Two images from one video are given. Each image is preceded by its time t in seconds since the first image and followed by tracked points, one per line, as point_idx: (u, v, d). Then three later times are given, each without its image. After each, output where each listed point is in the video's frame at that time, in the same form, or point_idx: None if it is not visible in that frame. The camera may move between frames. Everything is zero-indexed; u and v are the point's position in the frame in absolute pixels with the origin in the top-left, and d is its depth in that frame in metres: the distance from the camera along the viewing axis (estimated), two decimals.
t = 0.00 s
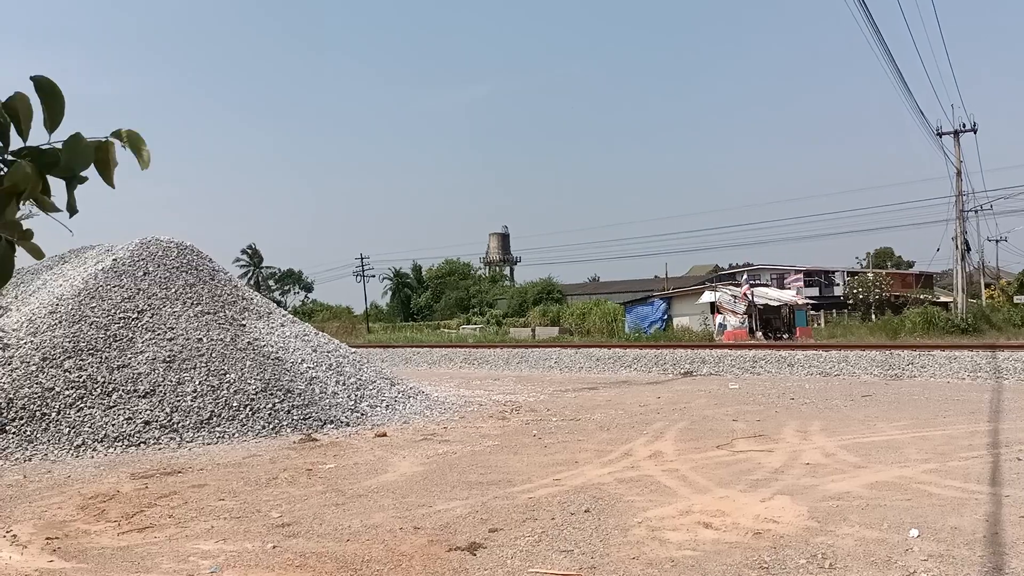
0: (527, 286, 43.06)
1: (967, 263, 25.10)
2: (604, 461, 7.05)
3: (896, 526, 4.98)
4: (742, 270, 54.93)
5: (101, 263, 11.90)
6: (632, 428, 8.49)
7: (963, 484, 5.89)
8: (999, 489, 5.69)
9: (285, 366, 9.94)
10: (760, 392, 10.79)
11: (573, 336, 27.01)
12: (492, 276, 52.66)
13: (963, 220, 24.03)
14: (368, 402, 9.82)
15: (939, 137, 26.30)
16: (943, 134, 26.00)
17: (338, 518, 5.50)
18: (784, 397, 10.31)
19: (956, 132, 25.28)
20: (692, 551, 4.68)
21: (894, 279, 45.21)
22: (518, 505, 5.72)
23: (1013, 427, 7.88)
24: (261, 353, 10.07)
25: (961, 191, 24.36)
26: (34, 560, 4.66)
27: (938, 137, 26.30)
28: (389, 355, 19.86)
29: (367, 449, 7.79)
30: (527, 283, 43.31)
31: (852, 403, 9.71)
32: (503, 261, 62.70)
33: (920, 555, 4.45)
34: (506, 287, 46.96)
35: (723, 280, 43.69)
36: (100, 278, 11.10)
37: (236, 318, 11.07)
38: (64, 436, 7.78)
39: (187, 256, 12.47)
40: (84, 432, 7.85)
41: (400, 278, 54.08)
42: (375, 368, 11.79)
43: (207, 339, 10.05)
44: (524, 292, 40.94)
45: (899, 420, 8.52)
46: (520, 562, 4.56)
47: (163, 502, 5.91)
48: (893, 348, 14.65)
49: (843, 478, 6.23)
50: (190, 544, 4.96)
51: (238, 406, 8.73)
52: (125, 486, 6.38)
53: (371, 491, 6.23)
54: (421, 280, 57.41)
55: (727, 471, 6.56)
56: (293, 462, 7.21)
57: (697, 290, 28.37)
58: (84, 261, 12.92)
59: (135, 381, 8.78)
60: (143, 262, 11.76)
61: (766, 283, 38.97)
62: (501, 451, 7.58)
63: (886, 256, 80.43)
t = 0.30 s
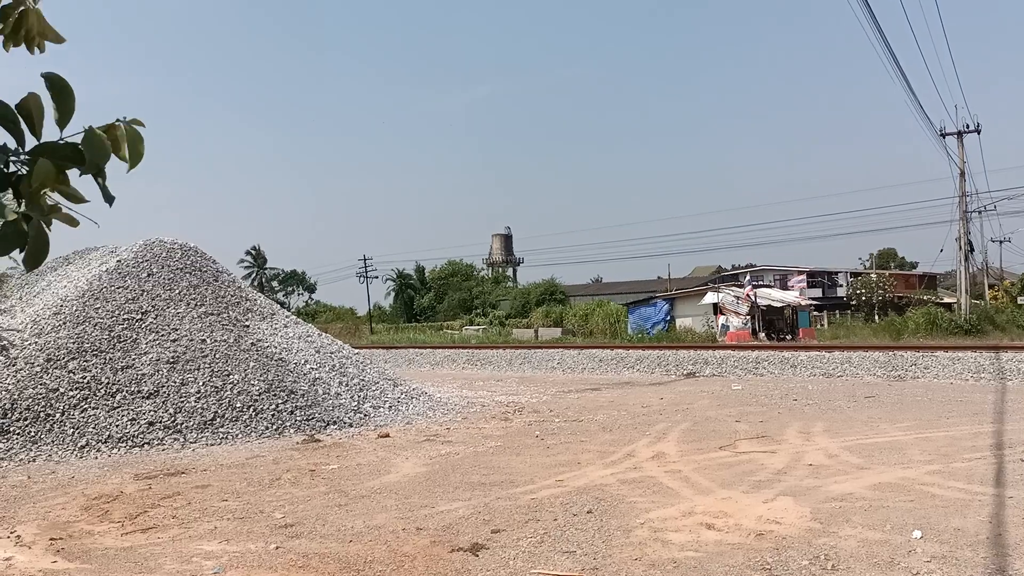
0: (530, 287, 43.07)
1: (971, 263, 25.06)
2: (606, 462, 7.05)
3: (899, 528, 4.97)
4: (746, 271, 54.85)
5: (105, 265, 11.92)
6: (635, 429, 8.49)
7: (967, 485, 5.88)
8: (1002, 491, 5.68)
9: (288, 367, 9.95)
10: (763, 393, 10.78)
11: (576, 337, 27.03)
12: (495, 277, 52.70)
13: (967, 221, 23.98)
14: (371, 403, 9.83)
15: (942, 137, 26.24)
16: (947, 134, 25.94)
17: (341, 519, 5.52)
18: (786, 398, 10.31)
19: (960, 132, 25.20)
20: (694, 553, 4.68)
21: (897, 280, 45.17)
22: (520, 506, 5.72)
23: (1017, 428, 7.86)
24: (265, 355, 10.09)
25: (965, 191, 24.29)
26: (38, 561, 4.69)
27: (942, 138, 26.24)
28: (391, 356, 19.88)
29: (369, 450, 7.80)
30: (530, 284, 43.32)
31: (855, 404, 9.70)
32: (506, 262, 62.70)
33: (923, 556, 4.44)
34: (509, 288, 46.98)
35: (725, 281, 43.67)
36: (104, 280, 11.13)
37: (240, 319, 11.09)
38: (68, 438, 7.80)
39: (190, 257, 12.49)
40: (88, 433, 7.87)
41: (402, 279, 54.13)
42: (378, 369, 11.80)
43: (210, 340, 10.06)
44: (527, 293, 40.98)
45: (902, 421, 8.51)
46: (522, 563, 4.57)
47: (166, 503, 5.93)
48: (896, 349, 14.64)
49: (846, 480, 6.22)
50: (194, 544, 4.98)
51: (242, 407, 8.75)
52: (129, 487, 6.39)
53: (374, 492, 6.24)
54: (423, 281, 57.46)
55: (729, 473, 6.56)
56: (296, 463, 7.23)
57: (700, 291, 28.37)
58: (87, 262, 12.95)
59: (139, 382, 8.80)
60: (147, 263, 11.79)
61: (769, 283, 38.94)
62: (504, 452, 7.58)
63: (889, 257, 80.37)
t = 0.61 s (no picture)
0: (529, 288, 43.07)
1: (971, 264, 25.03)
2: (606, 463, 7.04)
3: (898, 528, 4.96)
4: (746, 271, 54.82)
5: (103, 266, 11.90)
6: (635, 430, 8.48)
7: (967, 486, 5.87)
8: (1003, 492, 5.67)
9: (287, 368, 9.94)
10: (763, 394, 10.77)
11: (576, 337, 27.04)
12: (495, 278, 52.67)
13: (966, 221, 23.96)
14: (370, 404, 9.82)
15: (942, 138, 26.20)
16: (947, 134, 25.90)
17: (340, 520, 5.51)
18: (786, 399, 10.29)
19: (959, 133, 25.16)
20: (694, 554, 4.67)
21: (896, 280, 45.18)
22: (520, 507, 5.72)
23: (1016, 428, 7.85)
24: (264, 356, 10.07)
25: (965, 192, 24.25)
26: (36, 562, 4.68)
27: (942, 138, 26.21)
28: (391, 357, 19.88)
29: (369, 451, 7.79)
30: (529, 285, 43.31)
31: (855, 405, 9.68)
32: (506, 263, 62.69)
33: (923, 557, 4.44)
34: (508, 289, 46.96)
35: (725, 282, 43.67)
36: (102, 281, 11.11)
37: (239, 321, 11.07)
38: (66, 439, 7.79)
39: (189, 258, 12.48)
40: (86, 435, 7.86)
41: (402, 279, 54.11)
42: (377, 370, 11.79)
43: (209, 341, 10.05)
44: (526, 294, 40.99)
45: (902, 422, 8.51)
46: (522, 564, 4.56)
47: (165, 504, 5.92)
48: (896, 349, 14.64)
49: (846, 480, 6.21)
50: (193, 546, 4.97)
51: (240, 409, 8.73)
52: (128, 488, 6.38)
53: (373, 493, 6.23)
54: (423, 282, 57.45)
55: (729, 473, 6.55)
56: (296, 464, 7.22)
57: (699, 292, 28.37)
58: (86, 263, 12.93)
59: (137, 384, 8.79)
60: (146, 265, 11.78)
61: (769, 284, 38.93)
62: (504, 453, 7.57)
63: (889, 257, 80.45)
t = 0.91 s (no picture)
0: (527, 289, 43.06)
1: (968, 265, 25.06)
2: (604, 464, 7.03)
3: (897, 529, 4.96)
4: (744, 272, 54.85)
5: (100, 267, 11.87)
6: (633, 431, 8.47)
7: (965, 486, 5.88)
8: (1001, 492, 5.67)
9: (285, 369, 9.91)
10: (760, 395, 10.77)
11: (573, 339, 27.02)
12: (493, 279, 52.64)
13: (963, 221, 24.00)
14: (368, 405, 9.81)
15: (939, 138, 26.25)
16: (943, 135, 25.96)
17: (337, 522, 5.49)
18: (784, 400, 10.30)
19: (955, 135, 25.17)
20: (692, 555, 4.66)
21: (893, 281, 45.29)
22: (518, 509, 5.71)
23: (1014, 428, 7.86)
24: (261, 357, 10.05)
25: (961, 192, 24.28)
26: (32, 565, 4.65)
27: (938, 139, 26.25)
28: (389, 358, 19.86)
29: (366, 452, 7.77)
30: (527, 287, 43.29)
31: (853, 405, 9.69)
32: (504, 264, 62.67)
33: (922, 557, 4.43)
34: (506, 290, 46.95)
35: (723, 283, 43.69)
36: (99, 282, 11.09)
37: (236, 322, 11.05)
38: (63, 441, 7.77)
39: (186, 259, 12.46)
40: (83, 436, 7.84)
41: (399, 281, 54.07)
42: (374, 371, 11.77)
43: (206, 342, 10.03)
44: (524, 295, 40.95)
45: (899, 422, 8.52)
46: (520, 566, 4.55)
47: (162, 506, 5.90)
48: (893, 350, 14.65)
49: (844, 481, 6.21)
50: (189, 548, 4.95)
51: (238, 410, 8.71)
52: (124, 490, 6.36)
53: (370, 494, 6.21)
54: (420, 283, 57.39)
55: (727, 474, 6.55)
56: (293, 466, 7.20)
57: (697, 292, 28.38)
58: (82, 264, 12.90)
59: (134, 385, 8.77)
60: (143, 265, 11.75)
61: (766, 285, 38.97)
62: (502, 454, 7.56)
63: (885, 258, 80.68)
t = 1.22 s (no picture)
0: (524, 291, 43.08)
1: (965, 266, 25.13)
2: (602, 465, 7.04)
3: (895, 530, 4.97)
4: (741, 273, 54.98)
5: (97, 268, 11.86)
6: (631, 432, 8.48)
7: (962, 486, 5.89)
8: (998, 492, 5.68)
9: (283, 371, 9.91)
10: (758, 396, 10.79)
11: (571, 340, 27.02)
12: (491, 280, 52.65)
13: (960, 222, 24.06)
14: (366, 407, 9.80)
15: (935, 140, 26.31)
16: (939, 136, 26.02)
17: (336, 523, 5.49)
18: (782, 401, 10.31)
19: (953, 136, 25.20)
20: (691, 555, 4.67)
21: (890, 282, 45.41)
22: (517, 510, 5.71)
23: (1011, 429, 7.88)
24: (259, 358, 10.04)
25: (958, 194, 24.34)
26: (30, 567, 4.65)
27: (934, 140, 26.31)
28: (387, 359, 19.85)
29: (365, 454, 7.76)
30: (525, 288, 43.31)
31: (850, 406, 9.71)
32: (502, 265, 62.69)
33: (919, 558, 4.44)
34: (503, 292, 46.96)
35: (720, 284, 43.73)
36: (97, 284, 11.07)
37: (234, 323, 11.04)
38: (60, 442, 7.75)
39: (184, 261, 12.44)
40: (81, 438, 7.82)
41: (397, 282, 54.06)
42: (373, 371, 11.77)
43: (204, 344, 10.02)
44: (522, 296, 40.96)
45: (897, 423, 8.54)
46: (518, 567, 4.55)
47: (160, 507, 5.89)
48: (891, 351, 14.68)
49: (842, 482, 6.22)
50: (188, 549, 4.95)
51: (236, 412, 8.70)
52: (122, 492, 6.35)
53: (369, 496, 6.21)
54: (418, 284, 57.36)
55: (726, 475, 6.56)
56: (291, 467, 7.19)
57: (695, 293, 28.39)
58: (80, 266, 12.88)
59: (132, 387, 8.75)
60: (140, 267, 11.73)
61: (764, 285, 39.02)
62: (500, 455, 7.57)
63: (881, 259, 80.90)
